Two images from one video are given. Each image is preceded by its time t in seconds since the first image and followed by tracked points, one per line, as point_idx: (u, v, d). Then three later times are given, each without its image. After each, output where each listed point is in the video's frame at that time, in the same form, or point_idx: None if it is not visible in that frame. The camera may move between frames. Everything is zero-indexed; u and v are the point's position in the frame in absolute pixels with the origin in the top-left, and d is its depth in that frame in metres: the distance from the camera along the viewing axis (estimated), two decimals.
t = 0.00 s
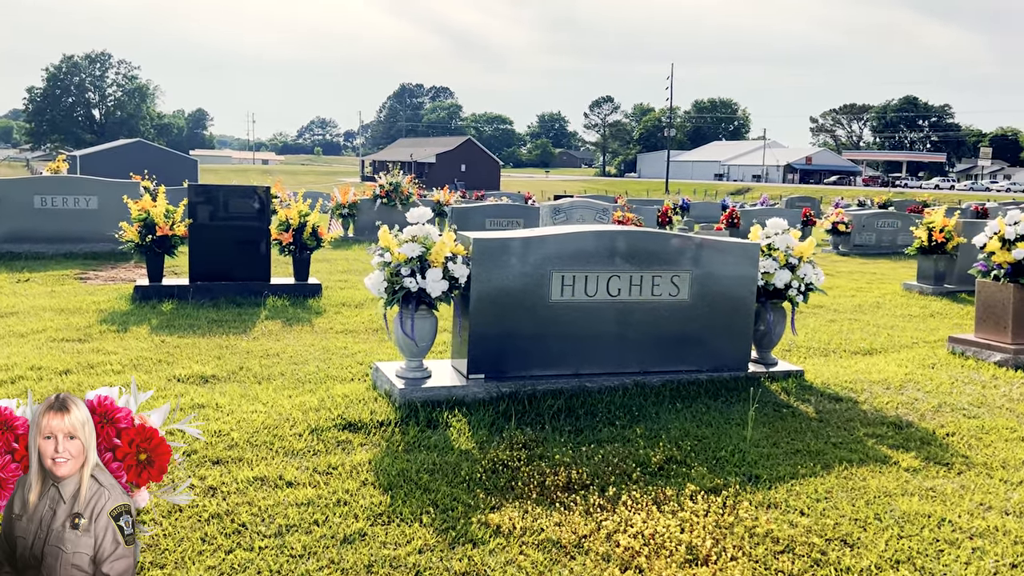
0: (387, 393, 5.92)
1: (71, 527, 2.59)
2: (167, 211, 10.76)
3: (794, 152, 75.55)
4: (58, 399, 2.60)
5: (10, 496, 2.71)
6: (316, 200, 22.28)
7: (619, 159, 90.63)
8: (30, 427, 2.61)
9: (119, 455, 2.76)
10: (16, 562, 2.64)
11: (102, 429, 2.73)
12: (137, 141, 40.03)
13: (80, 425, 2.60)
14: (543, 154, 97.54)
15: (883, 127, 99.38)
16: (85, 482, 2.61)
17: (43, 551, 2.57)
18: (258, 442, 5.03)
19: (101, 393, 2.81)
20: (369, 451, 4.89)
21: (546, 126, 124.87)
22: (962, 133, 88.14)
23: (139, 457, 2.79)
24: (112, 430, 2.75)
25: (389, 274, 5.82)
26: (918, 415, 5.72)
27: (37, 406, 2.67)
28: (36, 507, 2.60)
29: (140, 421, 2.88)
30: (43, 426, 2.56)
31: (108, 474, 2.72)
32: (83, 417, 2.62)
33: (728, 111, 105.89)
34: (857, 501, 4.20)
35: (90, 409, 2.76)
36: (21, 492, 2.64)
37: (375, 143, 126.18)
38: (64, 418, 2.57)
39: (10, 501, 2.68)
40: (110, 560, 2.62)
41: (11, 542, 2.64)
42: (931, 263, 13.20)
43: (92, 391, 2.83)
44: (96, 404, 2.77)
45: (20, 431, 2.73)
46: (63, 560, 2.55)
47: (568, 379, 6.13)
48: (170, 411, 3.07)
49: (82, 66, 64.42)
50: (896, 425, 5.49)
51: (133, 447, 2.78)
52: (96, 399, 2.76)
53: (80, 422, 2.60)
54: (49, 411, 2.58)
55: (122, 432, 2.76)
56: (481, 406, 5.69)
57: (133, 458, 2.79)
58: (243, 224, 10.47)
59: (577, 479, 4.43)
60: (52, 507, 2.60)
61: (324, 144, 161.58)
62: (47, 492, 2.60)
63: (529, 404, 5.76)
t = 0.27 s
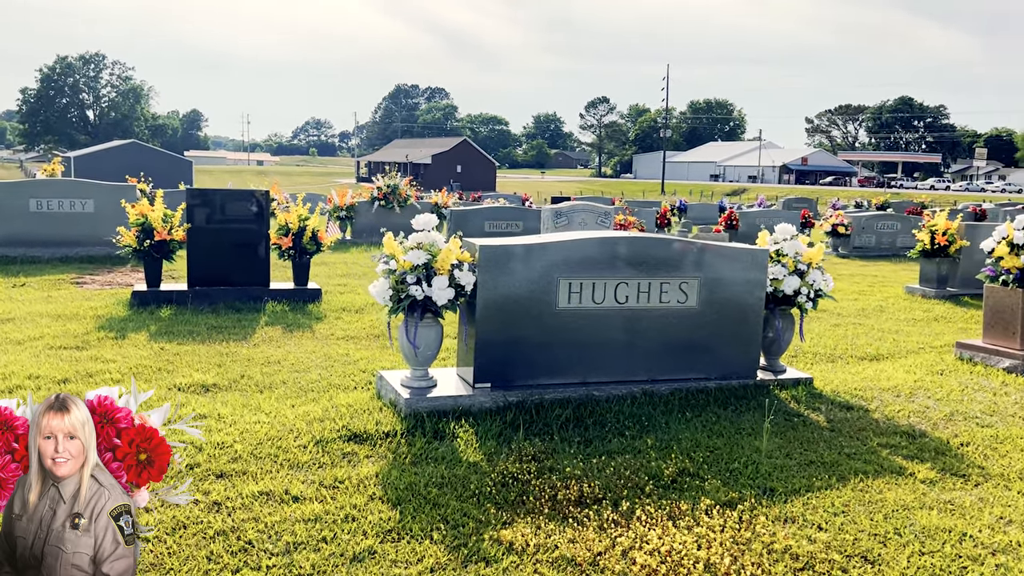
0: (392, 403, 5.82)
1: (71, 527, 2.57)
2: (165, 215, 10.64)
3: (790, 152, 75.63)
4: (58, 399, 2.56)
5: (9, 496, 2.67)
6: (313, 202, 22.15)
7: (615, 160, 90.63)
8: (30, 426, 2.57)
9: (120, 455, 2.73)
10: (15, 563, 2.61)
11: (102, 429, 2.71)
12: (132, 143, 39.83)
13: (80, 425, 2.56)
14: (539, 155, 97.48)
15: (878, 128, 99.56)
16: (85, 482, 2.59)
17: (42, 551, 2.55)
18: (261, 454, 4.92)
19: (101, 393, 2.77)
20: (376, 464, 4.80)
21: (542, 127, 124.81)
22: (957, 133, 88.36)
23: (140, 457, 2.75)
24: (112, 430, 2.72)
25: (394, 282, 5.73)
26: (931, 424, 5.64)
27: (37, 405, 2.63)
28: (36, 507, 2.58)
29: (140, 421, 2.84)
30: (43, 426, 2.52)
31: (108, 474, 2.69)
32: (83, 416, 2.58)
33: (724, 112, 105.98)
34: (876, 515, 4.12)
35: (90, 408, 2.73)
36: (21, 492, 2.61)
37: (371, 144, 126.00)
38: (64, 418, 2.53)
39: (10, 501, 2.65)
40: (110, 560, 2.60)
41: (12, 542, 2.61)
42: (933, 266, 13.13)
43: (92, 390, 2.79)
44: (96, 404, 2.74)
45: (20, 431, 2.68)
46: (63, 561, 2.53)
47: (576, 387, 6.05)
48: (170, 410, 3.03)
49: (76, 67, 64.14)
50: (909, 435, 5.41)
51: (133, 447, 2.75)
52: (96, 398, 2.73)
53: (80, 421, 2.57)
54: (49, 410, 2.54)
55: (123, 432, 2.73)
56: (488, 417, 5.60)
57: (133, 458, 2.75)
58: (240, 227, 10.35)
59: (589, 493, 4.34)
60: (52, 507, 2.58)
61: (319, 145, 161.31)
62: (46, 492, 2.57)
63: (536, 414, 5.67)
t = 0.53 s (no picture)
0: (398, 409, 5.74)
1: (71, 527, 2.63)
2: (164, 218, 10.55)
3: (787, 153, 75.69)
4: (58, 399, 2.63)
5: (9, 496, 2.75)
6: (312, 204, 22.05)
7: (612, 161, 90.66)
8: (30, 427, 2.65)
9: (120, 455, 2.82)
10: (15, 563, 2.67)
11: (102, 429, 2.80)
12: (128, 144, 39.67)
13: (80, 425, 2.64)
14: (536, 156, 97.42)
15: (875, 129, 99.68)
16: (85, 482, 2.66)
17: (43, 551, 2.61)
18: (267, 463, 4.84)
19: (101, 393, 2.87)
20: (383, 472, 4.72)
21: (538, 128, 124.79)
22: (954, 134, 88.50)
23: (140, 457, 2.84)
24: (112, 430, 2.81)
25: (400, 287, 5.66)
26: (943, 430, 5.57)
27: (36, 406, 2.71)
28: (36, 507, 2.65)
29: (140, 421, 2.93)
30: (43, 426, 2.60)
31: (108, 473, 2.78)
32: (83, 417, 2.66)
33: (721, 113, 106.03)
34: (894, 525, 4.05)
35: (90, 408, 2.82)
36: (20, 492, 2.69)
37: (367, 145, 125.84)
38: (64, 418, 2.61)
39: (10, 502, 2.73)
40: (110, 560, 2.66)
41: (12, 542, 2.68)
42: (936, 268, 13.09)
43: (92, 391, 2.88)
44: (96, 404, 2.83)
45: (20, 431, 2.78)
46: (63, 560, 2.59)
47: (583, 393, 5.97)
48: (170, 411, 3.14)
49: (72, 68, 63.94)
50: (922, 441, 5.34)
51: (133, 447, 2.84)
52: (96, 398, 2.82)
53: (80, 422, 2.65)
54: (49, 411, 2.62)
55: (123, 432, 2.82)
56: (496, 423, 5.52)
57: (133, 458, 2.84)
58: (240, 229, 10.26)
59: (602, 502, 4.27)
60: (52, 507, 2.65)
61: (316, 145, 161.11)
62: (46, 492, 2.64)
63: (544, 420, 5.60)
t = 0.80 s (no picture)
0: (405, 414, 5.66)
1: (71, 527, 2.67)
2: (166, 220, 10.48)
3: (787, 154, 75.68)
4: (58, 399, 2.67)
5: (9, 496, 2.79)
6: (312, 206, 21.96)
7: (611, 161, 90.65)
8: (30, 426, 2.68)
9: (120, 455, 2.85)
10: (15, 562, 2.71)
11: (102, 429, 2.83)
12: (127, 145, 39.58)
13: (80, 425, 2.67)
14: (535, 156, 97.35)
15: (874, 129, 99.70)
16: (85, 482, 2.69)
17: (43, 551, 2.65)
18: (274, 469, 4.76)
19: (101, 393, 2.89)
20: (392, 479, 4.65)
21: (537, 129, 124.68)
22: (952, 134, 88.52)
23: (139, 457, 2.87)
24: (112, 430, 2.84)
25: (407, 290, 5.58)
26: (958, 436, 5.51)
27: (37, 406, 2.75)
28: (36, 507, 2.68)
29: (140, 421, 2.96)
30: (43, 426, 2.63)
31: (108, 473, 2.80)
32: (83, 417, 2.69)
33: (720, 114, 105.97)
34: (913, 534, 3.98)
35: (90, 408, 2.84)
36: (20, 492, 2.72)
37: (366, 146, 125.75)
38: (64, 418, 2.64)
39: (10, 502, 2.76)
40: (110, 560, 2.69)
41: (12, 542, 2.72)
42: (941, 270, 12.97)
43: (93, 390, 2.91)
44: (96, 404, 2.85)
45: (20, 431, 2.81)
46: (63, 560, 2.63)
47: (593, 398, 5.90)
48: (170, 410, 3.16)
49: (71, 69, 63.82)
50: (937, 447, 5.28)
51: (133, 447, 2.87)
52: (96, 399, 2.84)
53: (80, 422, 2.68)
54: (49, 411, 2.65)
55: (122, 432, 2.85)
56: (504, 429, 5.45)
57: (133, 458, 2.87)
58: (241, 230, 10.20)
59: (616, 510, 4.20)
60: (51, 507, 2.68)
61: (314, 146, 161.01)
62: (46, 492, 2.68)
63: (554, 426, 5.52)
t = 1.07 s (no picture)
0: (412, 419, 5.58)
1: (71, 527, 2.62)
2: (167, 221, 10.40)
3: (786, 154, 75.66)
4: (58, 399, 2.62)
5: (9, 496, 2.75)
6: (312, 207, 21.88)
7: (610, 162, 90.63)
8: (30, 426, 2.63)
9: (120, 455, 2.80)
10: (15, 563, 2.67)
11: (102, 429, 2.78)
12: (125, 146, 39.47)
13: (80, 425, 2.62)
14: (534, 157, 97.29)
15: (872, 130, 99.72)
16: (85, 482, 2.64)
17: (42, 551, 2.61)
18: (279, 476, 4.68)
19: (101, 393, 2.84)
20: (399, 486, 4.57)
21: (536, 129, 124.67)
22: (951, 134, 88.55)
23: (140, 457, 2.83)
24: (112, 430, 2.79)
25: (414, 293, 5.50)
26: (972, 440, 5.44)
27: (37, 405, 2.70)
28: (36, 507, 2.64)
29: (140, 421, 2.92)
30: (43, 426, 2.58)
31: (108, 473, 2.76)
32: (83, 416, 2.64)
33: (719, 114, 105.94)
34: (933, 542, 3.91)
35: (90, 408, 2.80)
36: (20, 492, 2.68)
37: (365, 147, 125.66)
38: (64, 418, 2.59)
39: (11, 501, 2.71)
40: (110, 560, 2.66)
41: (12, 542, 2.67)
42: (946, 271, 12.99)
43: (92, 390, 2.86)
44: (96, 405, 2.81)
45: (20, 431, 2.77)
46: (63, 560, 2.59)
47: (601, 402, 5.82)
48: (171, 410, 3.10)
49: (69, 70, 63.68)
50: (951, 452, 5.21)
51: (133, 447, 2.82)
52: (96, 399, 2.79)
53: (80, 421, 2.63)
54: (49, 411, 2.61)
55: (123, 432, 2.80)
56: (512, 434, 5.37)
57: (133, 458, 2.83)
58: (241, 231, 10.12)
59: (630, 518, 4.12)
60: (52, 507, 2.64)
61: (313, 147, 160.88)
62: (46, 492, 2.63)
63: (563, 430, 5.45)
